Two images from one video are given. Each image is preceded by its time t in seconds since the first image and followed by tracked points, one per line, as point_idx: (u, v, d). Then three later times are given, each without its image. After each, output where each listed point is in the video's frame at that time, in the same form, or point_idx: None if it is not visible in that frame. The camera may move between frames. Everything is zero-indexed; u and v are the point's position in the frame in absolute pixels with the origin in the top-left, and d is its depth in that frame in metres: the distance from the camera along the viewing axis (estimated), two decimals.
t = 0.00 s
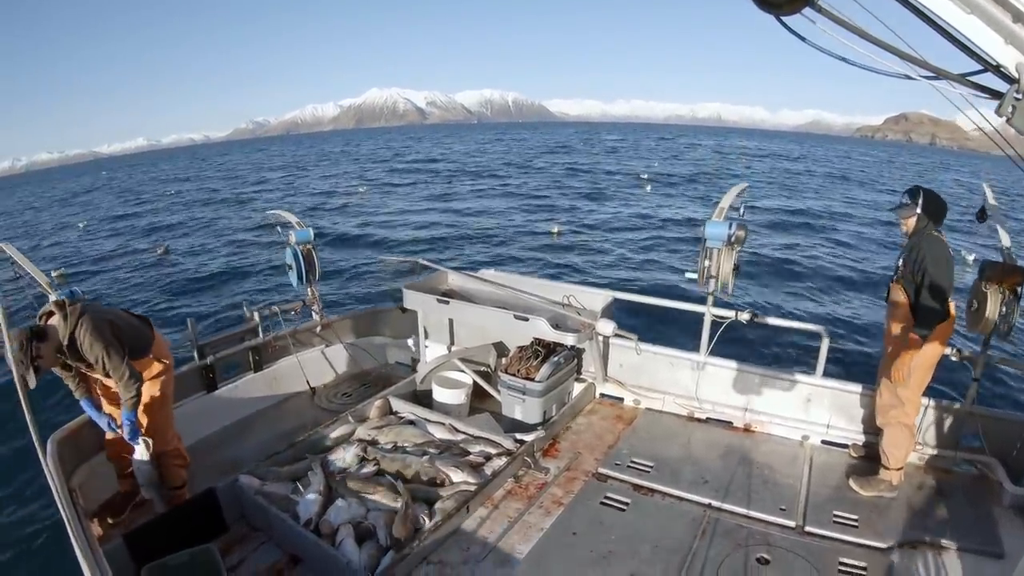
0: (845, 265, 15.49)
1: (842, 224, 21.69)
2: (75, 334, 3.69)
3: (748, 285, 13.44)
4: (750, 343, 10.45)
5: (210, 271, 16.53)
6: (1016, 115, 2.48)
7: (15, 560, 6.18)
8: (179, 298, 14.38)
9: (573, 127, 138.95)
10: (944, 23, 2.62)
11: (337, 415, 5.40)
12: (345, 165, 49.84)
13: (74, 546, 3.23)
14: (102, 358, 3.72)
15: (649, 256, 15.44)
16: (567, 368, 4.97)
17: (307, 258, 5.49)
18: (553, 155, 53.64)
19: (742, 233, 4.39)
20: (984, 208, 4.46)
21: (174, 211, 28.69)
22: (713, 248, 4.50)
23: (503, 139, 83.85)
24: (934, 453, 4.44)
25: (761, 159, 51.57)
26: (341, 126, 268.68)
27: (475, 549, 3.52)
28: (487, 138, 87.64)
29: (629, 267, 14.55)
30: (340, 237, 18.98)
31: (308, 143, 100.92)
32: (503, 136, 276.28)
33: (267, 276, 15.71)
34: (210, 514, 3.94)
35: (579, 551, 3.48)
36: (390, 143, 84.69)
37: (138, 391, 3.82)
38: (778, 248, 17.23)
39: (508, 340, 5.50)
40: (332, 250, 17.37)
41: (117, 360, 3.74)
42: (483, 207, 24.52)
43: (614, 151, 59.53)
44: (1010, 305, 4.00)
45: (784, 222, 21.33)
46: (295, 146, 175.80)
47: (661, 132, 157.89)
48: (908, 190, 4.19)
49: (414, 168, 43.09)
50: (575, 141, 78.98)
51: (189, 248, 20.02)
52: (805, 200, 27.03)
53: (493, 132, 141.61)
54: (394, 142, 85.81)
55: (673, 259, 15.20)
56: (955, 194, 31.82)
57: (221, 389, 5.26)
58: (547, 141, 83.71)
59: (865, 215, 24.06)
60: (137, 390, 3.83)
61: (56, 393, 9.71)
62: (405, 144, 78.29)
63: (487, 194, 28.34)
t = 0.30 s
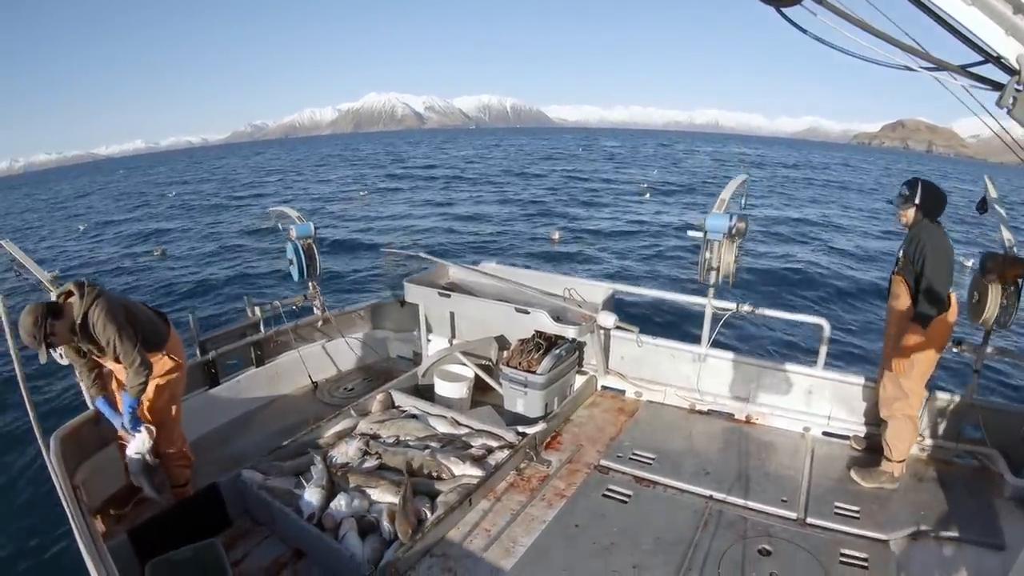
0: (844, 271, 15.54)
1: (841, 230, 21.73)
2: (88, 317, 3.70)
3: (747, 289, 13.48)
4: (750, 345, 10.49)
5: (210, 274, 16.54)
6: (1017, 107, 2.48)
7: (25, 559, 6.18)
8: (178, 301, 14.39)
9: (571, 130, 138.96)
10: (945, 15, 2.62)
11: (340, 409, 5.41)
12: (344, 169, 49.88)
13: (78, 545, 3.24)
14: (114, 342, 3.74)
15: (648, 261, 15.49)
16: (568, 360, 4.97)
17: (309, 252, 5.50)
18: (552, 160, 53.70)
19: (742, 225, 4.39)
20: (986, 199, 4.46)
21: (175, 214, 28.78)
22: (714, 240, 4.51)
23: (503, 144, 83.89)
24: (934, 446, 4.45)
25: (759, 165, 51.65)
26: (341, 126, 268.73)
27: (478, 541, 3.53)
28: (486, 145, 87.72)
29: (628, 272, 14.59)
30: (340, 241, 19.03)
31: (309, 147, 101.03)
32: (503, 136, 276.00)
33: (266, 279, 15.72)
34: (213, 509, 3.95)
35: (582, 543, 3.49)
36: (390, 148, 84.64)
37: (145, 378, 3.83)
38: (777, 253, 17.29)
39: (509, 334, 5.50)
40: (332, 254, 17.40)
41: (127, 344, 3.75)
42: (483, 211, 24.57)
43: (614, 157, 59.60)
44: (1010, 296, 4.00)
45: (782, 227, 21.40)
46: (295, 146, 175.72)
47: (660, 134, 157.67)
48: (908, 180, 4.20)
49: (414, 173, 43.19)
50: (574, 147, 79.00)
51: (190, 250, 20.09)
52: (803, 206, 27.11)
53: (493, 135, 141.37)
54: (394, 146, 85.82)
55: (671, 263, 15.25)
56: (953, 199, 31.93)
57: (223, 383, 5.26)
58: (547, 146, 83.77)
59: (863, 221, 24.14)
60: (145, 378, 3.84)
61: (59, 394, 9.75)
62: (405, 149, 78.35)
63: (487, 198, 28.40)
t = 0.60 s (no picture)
0: (842, 281, 15.61)
1: (838, 239, 21.81)
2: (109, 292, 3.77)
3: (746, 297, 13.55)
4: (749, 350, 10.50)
5: (210, 277, 16.57)
6: (1017, 102, 2.47)
7: (32, 559, 6.22)
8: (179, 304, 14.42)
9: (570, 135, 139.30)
10: (946, 10, 2.62)
11: (342, 406, 5.41)
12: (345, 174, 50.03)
13: (82, 543, 3.26)
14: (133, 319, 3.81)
15: (648, 269, 15.57)
16: (569, 356, 4.98)
17: (309, 250, 5.50)
18: (551, 167, 53.76)
19: (743, 220, 4.38)
20: (988, 193, 4.46)
21: (175, 216, 28.80)
22: (715, 235, 4.51)
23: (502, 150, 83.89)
24: (935, 441, 4.46)
25: (757, 175, 51.81)
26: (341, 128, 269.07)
27: (480, 537, 3.53)
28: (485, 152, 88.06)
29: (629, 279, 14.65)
30: (340, 245, 19.05)
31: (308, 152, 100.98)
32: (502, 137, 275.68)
33: (267, 282, 15.76)
34: (215, 506, 3.96)
35: (583, 539, 3.50)
36: (390, 155, 85.05)
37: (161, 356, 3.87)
38: (775, 262, 17.35)
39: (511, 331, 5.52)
40: (332, 258, 17.44)
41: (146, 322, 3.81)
42: (483, 218, 24.67)
43: (612, 165, 59.69)
44: (1014, 292, 3.98)
45: (781, 236, 21.50)
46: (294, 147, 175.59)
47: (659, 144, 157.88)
48: (911, 176, 4.20)
49: (413, 179, 43.28)
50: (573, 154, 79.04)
51: (191, 253, 20.10)
52: (803, 216, 27.24)
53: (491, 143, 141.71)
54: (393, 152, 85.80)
55: (671, 272, 15.33)
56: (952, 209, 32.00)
57: (224, 381, 5.24)
58: (546, 153, 83.82)
59: (861, 231, 24.22)
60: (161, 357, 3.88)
61: (57, 397, 9.75)
62: (405, 156, 78.41)
63: (487, 205, 28.46)
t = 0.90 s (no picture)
0: (841, 290, 15.64)
1: (836, 248, 21.88)
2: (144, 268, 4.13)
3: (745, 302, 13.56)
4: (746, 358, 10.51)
5: (209, 279, 16.58)
6: (1017, 102, 2.47)
7: (33, 560, 6.22)
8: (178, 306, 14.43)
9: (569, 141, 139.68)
10: (946, 10, 2.63)
11: (342, 406, 5.41)
12: (346, 179, 50.11)
13: (83, 543, 3.26)
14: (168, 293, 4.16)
15: (647, 275, 15.59)
16: (569, 356, 4.98)
17: (309, 250, 5.50)
18: (550, 174, 53.90)
19: (742, 220, 4.38)
20: (988, 194, 4.46)
21: (174, 217, 28.81)
22: (715, 235, 4.51)
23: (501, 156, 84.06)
24: (936, 441, 4.45)
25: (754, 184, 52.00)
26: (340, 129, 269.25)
27: (480, 537, 3.53)
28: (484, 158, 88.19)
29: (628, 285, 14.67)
30: (340, 249, 19.07)
31: (307, 155, 100.96)
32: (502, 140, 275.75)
33: (267, 284, 15.78)
34: (215, 506, 3.96)
35: (583, 539, 3.50)
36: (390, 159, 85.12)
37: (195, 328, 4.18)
38: (773, 270, 17.39)
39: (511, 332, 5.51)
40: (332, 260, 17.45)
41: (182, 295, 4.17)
42: (483, 223, 24.72)
43: (611, 174, 59.71)
44: (1014, 291, 3.99)
45: (781, 245, 21.55)
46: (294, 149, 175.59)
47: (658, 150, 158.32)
48: (913, 176, 4.19)
49: (412, 185, 43.39)
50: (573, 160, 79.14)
51: (190, 255, 20.11)
52: (803, 226, 27.31)
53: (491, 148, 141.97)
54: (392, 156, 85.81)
55: (670, 277, 15.35)
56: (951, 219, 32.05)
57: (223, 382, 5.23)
58: (545, 159, 84.00)
59: (858, 240, 24.32)
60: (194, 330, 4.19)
61: (56, 399, 9.74)
62: (404, 160, 78.44)
63: (486, 211, 28.52)
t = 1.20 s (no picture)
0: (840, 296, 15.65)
1: (834, 255, 21.90)
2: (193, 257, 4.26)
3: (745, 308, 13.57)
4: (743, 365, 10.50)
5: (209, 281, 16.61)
6: (1015, 105, 2.49)
7: (30, 563, 6.21)
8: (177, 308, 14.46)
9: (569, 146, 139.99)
10: (943, 14, 2.64)
11: (341, 409, 5.40)
12: (346, 182, 50.21)
13: (80, 547, 3.25)
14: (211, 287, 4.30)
15: (646, 279, 15.61)
16: (568, 359, 4.98)
17: (308, 253, 5.49)
18: (549, 179, 53.92)
19: (741, 224, 4.39)
20: (985, 197, 4.47)
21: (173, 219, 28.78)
22: (713, 238, 4.51)
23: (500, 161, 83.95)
24: (935, 444, 4.45)
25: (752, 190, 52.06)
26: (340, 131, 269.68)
27: (478, 541, 3.53)
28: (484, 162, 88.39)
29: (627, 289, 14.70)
30: (339, 253, 19.06)
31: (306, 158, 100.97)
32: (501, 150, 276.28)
33: (266, 287, 15.81)
34: (213, 509, 3.95)
35: (582, 542, 3.50)
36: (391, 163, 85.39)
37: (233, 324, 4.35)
38: (771, 276, 17.39)
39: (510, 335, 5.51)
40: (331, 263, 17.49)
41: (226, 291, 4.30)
42: (483, 228, 24.76)
43: (611, 179, 59.84)
44: (1011, 295, 3.97)
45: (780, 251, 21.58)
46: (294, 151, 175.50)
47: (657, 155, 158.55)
48: (914, 179, 4.18)
49: (411, 189, 43.39)
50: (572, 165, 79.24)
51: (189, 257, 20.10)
52: (802, 232, 27.33)
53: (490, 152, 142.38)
54: (392, 159, 85.79)
55: (669, 282, 15.38)
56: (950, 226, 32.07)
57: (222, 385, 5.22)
58: (544, 165, 84.12)
59: (856, 247, 24.33)
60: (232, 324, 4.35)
61: (54, 401, 9.73)
62: (403, 164, 78.43)
63: (485, 215, 28.53)
